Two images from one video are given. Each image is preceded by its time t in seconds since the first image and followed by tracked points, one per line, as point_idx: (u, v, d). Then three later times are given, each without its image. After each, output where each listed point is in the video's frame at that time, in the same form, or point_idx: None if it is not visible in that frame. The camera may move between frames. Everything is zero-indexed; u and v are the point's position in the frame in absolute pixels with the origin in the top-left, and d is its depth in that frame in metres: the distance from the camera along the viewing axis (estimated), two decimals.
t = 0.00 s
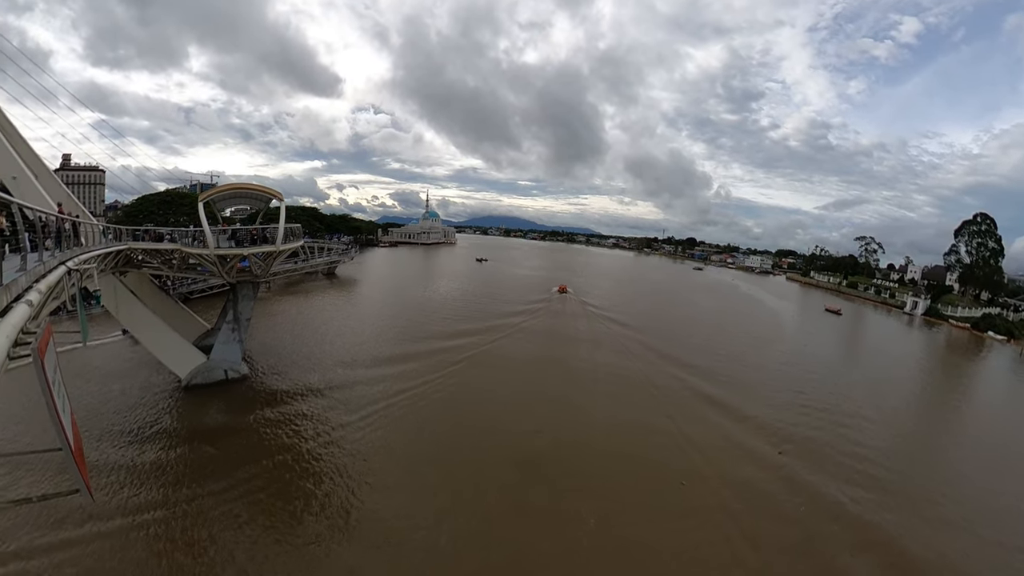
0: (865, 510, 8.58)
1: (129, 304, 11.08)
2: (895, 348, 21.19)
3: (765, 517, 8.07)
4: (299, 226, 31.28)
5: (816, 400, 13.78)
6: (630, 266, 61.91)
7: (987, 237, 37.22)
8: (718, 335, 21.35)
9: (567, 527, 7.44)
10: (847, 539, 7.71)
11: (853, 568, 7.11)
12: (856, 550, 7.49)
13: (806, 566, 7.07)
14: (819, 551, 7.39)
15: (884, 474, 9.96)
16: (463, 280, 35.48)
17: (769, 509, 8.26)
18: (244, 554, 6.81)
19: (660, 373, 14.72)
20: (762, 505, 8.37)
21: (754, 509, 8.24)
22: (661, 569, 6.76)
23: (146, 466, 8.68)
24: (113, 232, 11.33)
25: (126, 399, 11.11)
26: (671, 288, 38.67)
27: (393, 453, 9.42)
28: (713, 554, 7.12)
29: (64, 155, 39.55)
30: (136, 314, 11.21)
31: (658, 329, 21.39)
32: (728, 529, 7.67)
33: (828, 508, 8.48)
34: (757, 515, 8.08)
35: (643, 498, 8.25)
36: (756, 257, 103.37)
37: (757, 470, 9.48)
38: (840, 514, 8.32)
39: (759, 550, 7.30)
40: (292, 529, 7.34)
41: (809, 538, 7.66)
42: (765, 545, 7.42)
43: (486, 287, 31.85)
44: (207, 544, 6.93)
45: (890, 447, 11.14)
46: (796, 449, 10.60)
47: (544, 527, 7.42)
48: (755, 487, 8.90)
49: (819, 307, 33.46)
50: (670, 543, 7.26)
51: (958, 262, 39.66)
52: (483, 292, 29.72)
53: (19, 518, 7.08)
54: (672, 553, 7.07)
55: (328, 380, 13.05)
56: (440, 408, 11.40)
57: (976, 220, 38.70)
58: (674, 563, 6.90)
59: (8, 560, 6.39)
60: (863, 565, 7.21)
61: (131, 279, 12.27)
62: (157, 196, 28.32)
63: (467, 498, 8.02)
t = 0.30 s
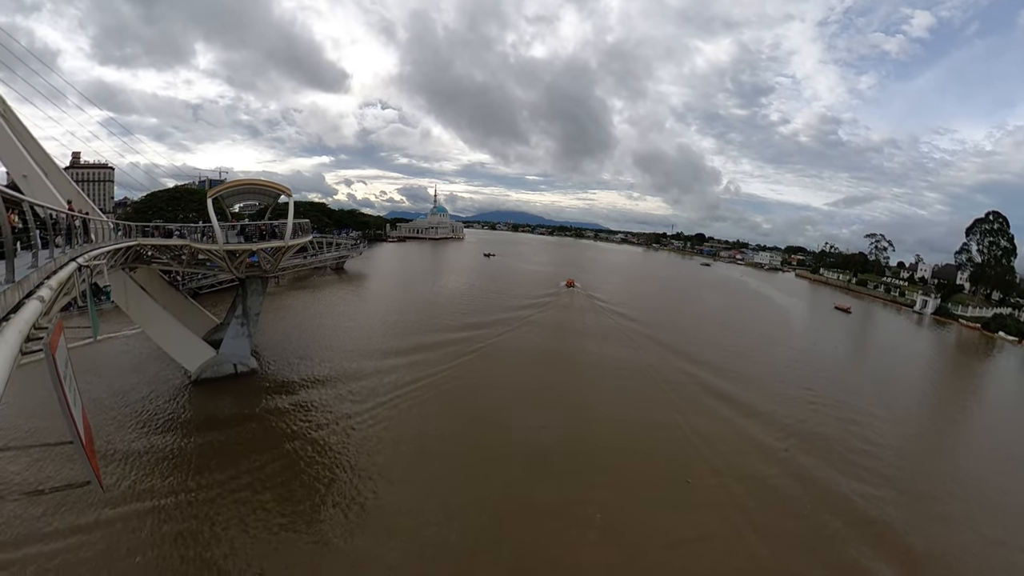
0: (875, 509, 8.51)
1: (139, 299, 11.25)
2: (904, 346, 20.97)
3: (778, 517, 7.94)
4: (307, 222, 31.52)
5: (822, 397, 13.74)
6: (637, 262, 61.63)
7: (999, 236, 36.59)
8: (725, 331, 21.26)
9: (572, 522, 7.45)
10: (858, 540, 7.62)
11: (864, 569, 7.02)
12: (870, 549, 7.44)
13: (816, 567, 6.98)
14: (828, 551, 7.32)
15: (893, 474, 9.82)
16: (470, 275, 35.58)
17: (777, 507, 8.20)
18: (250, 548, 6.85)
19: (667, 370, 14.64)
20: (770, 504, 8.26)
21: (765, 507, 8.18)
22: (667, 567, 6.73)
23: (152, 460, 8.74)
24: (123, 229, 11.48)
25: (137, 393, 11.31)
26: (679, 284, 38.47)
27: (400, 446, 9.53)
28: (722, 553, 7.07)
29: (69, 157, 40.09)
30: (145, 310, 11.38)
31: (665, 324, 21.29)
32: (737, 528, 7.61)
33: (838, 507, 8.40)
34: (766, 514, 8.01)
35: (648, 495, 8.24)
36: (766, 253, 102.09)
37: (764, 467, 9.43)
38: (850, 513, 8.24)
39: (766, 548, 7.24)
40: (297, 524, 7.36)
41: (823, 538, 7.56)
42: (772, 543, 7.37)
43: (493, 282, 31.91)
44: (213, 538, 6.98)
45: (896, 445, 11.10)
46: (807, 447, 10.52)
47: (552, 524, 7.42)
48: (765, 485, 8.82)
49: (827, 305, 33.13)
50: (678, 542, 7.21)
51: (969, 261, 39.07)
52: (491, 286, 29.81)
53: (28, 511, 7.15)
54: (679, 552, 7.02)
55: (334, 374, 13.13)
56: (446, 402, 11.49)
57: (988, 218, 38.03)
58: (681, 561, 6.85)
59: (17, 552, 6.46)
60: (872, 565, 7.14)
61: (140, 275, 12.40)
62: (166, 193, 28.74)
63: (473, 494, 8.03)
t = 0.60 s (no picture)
0: (881, 509, 8.42)
1: (149, 295, 11.41)
2: (912, 345, 20.75)
3: (782, 517, 7.90)
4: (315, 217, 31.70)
5: (830, 394, 13.68)
6: (644, 257, 61.27)
7: (1012, 235, 35.91)
8: (732, 328, 21.16)
9: (576, 519, 7.46)
10: (863, 542, 7.54)
11: (869, 571, 6.96)
12: (876, 551, 7.37)
13: (820, 568, 6.92)
14: (833, 551, 7.26)
15: (901, 472, 9.75)
16: (478, 270, 35.67)
17: (782, 507, 8.14)
18: (255, 542, 6.91)
19: (672, 366, 14.60)
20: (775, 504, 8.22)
21: (770, 507, 8.13)
22: (670, 566, 6.73)
23: (157, 456, 8.79)
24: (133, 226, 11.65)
25: (148, 388, 11.51)
26: (687, 279, 38.25)
27: (405, 439, 9.63)
28: (725, 553, 7.04)
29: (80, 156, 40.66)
30: (155, 305, 11.54)
31: (672, 320, 21.16)
32: (741, 527, 7.58)
33: (844, 508, 8.32)
34: (771, 513, 7.96)
35: (652, 492, 8.22)
36: (777, 249, 100.84)
37: (769, 465, 9.36)
38: (856, 513, 8.16)
39: (769, 548, 7.20)
40: (302, 518, 7.43)
41: (828, 538, 7.50)
42: (777, 544, 7.32)
43: (500, 277, 31.98)
44: (219, 531, 7.05)
45: (904, 443, 11.06)
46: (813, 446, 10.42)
47: (555, 520, 7.43)
48: (770, 484, 8.77)
49: (836, 302, 32.80)
50: (681, 540, 7.20)
51: (980, 260, 38.44)
52: (498, 281, 29.87)
53: (36, 506, 7.24)
54: (681, 551, 7.00)
55: (341, 368, 13.25)
56: (451, 396, 11.59)
57: (1001, 216, 37.33)
58: (684, 561, 6.83)
59: (26, 548, 6.55)
60: (877, 567, 7.08)
61: (150, 271, 12.60)
62: (175, 189, 29.16)
63: (475, 489, 8.05)
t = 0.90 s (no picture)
0: (885, 511, 8.19)
1: (158, 289, 11.55)
2: (923, 345, 20.48)
3: (788, 517, 7.79)
4: (323, 212, 31.83)
5: (838, 392, 13.56)
6: (651, 253, 60.94)
7: None
8: (740, 324, 21.01)
9: (580, 514, 7.44)
10: (870, 541, 7.45)
11: (876, 571, 6.87)
12: (884, 552, 7.25)
13: (826, 563, 6.91)
14: (840, 551, 7.16)
15: (910, 470, 9.68)
16: (485, 265, 35.67)
17: (788, 507, 8.05)
18: (262, 534, 6.98)
19: (678, 362, 14.53)
20: (782, 503, 8.11)
21: (776, 506, 8.02)
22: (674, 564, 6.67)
23: (162, 451, 8.84)
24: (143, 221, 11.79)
25: (158, 382, 11.66)
26: (694, 275, 38.04)
27: (411, 432, 9.68)
28: (730, 552, 6.96)
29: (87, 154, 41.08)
30: (164, 299, 11.67)
31: (680, 315, 21.05)
32: (749, 528, 7.45)
33: (852, 507, 8.20)
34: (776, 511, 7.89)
35: (657, 488, 8.20)
36: (786, 245, 99.72)
37: (775, 463, 9.27)
38: (864, 511, 8.07)
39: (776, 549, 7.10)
40: (308, 510, 7.50)
41: (834, 536, 7.45)
42: (784, 543, 7.23)
43: (507, 272, 31.94)
44: (226, 524, 7.12)
45: (913, 442, 10.97)
46: (819, 445, 10.15)
47: (559, 514, 7.42)
48: (776, 483, 8.66)
49: (846, 300, 32.44)
50: (686, 538, 7.14)
51: (992, 259, 37.78)
52: (505, 276, 29.84)
53: (45, 498, 7.33)
54: (686, 548, 6.98)
55: (348, 362, 13.34)
56: (457, 390, 11.60)
57: (1014, 214, 36.62)
58: (688, 559, 6.78)
59: (37, 540, 6.65)
60: (884, 563, 7.05)
61: (159, 266, 12.74)
62: (184, 185, 29.49)
63: (480, 483, 8.10)
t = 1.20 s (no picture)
0: (893, 511, 8.09)
1: (167, 284, 11.66)
2: (932, 345, 20.26)
3: (794, 514, 7.75)
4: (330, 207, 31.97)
5: (846, 389, 13.45)
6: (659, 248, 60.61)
7: None
8: (748, 320, 20.86)
9: (584, 508, 7.45)
10: (877, 539, 7.39)
11: (883, 569, 6.83)
12: (892, 551, 7.19)
13: (832, 561, 6.88)
14: (847, 549, 7.11)
15: (919, 469, 9.59)
16: (492, 260, 35.69)
17: (794, 504, 8.01)
18: (269, 526, 7.05)
19: (683, 358, 14.53)
20: (788, 501, 8.04)
21: (782, 503, 7.99)
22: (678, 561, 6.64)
23: (170, 443, 8.93)
24: (152, 217, 11.91)
25: (167, 377, 11.79)
26: (702, 271, 37.82)
27: (416, 426, 9.73)
28: (735, 549, 6.93)
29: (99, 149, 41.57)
30: (173, 294, 11.79)
31: (688, 311, 20.91)
32: (754, 525, 7.40)
33: (859, 505, 8.14)
34: (782, 509, 7.83)
35: (663, 484, 8.19)
36: (796, 241, 98.47)
37: (781, 460, 9.21)
38: (871, 509, 8.02)
39: (780, 546, 7.05)
40: (315, 503, 7.56)
41: (840, 533, 7.41)
42: (790, 540, 7.19)
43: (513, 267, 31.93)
44: (234, 515, 7.21)
45: (921, 441, 10.87)
46: (827, 444, 10.05)
47: (563, 509, 7.43)
48: (782, 480, 8.58)
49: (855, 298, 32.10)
50: (690, 534, 7.12)
51: (1003, 258, 37.20)
52: (512, 271, 29.84)
53: (59, 487, 7.48)
54: (691, 543, 6.97)
55: (354, 356, 13.42)
56: (462, 385, 11.63)
57: None
58: (692, 556, 6.75)
59: (51, 528, 6.79)
60: (891, 561, 7.00)
61: (168, 262, 12.87)
62: (193, 181, 29.76)
63: (484, 477, 8.12)
